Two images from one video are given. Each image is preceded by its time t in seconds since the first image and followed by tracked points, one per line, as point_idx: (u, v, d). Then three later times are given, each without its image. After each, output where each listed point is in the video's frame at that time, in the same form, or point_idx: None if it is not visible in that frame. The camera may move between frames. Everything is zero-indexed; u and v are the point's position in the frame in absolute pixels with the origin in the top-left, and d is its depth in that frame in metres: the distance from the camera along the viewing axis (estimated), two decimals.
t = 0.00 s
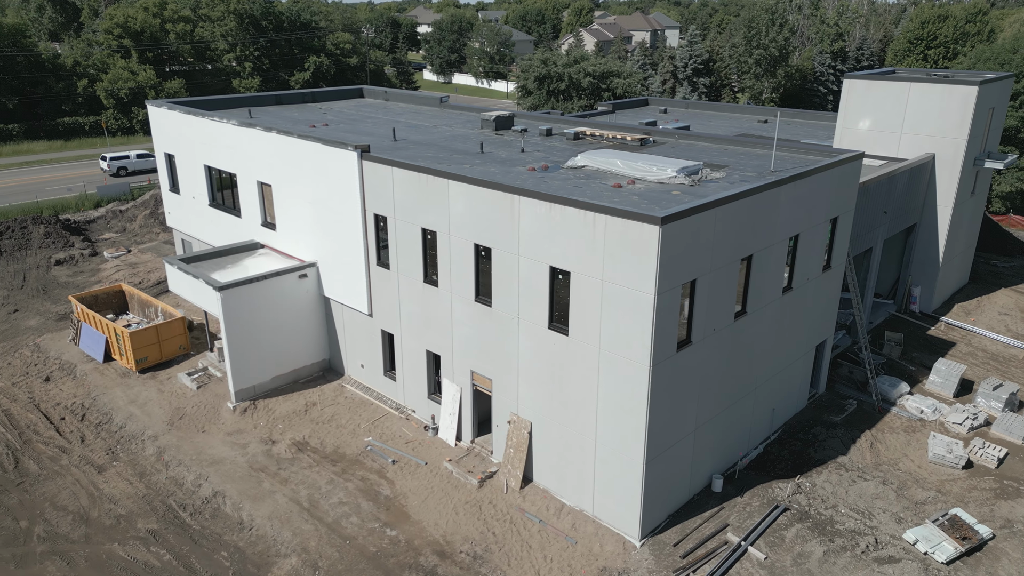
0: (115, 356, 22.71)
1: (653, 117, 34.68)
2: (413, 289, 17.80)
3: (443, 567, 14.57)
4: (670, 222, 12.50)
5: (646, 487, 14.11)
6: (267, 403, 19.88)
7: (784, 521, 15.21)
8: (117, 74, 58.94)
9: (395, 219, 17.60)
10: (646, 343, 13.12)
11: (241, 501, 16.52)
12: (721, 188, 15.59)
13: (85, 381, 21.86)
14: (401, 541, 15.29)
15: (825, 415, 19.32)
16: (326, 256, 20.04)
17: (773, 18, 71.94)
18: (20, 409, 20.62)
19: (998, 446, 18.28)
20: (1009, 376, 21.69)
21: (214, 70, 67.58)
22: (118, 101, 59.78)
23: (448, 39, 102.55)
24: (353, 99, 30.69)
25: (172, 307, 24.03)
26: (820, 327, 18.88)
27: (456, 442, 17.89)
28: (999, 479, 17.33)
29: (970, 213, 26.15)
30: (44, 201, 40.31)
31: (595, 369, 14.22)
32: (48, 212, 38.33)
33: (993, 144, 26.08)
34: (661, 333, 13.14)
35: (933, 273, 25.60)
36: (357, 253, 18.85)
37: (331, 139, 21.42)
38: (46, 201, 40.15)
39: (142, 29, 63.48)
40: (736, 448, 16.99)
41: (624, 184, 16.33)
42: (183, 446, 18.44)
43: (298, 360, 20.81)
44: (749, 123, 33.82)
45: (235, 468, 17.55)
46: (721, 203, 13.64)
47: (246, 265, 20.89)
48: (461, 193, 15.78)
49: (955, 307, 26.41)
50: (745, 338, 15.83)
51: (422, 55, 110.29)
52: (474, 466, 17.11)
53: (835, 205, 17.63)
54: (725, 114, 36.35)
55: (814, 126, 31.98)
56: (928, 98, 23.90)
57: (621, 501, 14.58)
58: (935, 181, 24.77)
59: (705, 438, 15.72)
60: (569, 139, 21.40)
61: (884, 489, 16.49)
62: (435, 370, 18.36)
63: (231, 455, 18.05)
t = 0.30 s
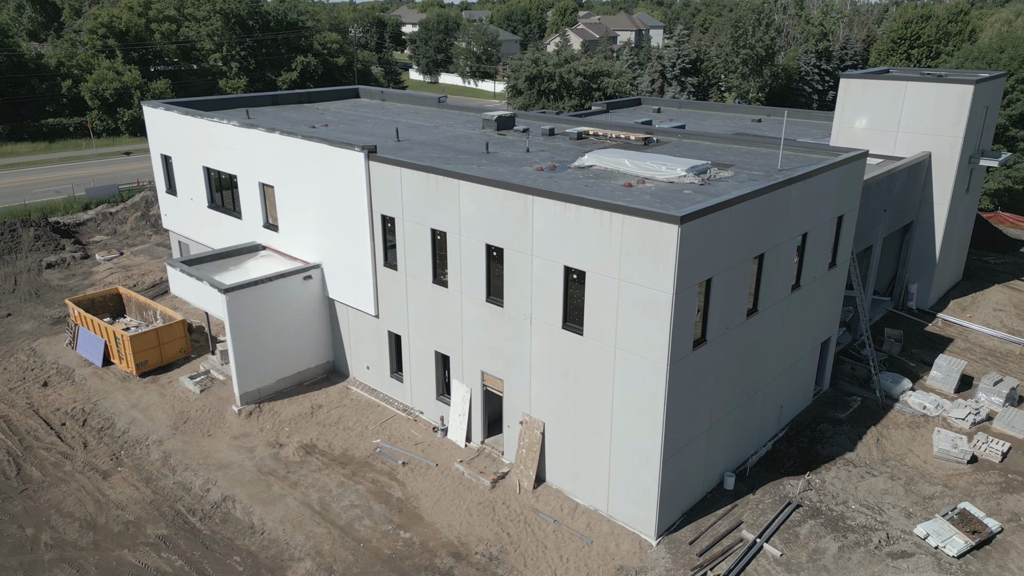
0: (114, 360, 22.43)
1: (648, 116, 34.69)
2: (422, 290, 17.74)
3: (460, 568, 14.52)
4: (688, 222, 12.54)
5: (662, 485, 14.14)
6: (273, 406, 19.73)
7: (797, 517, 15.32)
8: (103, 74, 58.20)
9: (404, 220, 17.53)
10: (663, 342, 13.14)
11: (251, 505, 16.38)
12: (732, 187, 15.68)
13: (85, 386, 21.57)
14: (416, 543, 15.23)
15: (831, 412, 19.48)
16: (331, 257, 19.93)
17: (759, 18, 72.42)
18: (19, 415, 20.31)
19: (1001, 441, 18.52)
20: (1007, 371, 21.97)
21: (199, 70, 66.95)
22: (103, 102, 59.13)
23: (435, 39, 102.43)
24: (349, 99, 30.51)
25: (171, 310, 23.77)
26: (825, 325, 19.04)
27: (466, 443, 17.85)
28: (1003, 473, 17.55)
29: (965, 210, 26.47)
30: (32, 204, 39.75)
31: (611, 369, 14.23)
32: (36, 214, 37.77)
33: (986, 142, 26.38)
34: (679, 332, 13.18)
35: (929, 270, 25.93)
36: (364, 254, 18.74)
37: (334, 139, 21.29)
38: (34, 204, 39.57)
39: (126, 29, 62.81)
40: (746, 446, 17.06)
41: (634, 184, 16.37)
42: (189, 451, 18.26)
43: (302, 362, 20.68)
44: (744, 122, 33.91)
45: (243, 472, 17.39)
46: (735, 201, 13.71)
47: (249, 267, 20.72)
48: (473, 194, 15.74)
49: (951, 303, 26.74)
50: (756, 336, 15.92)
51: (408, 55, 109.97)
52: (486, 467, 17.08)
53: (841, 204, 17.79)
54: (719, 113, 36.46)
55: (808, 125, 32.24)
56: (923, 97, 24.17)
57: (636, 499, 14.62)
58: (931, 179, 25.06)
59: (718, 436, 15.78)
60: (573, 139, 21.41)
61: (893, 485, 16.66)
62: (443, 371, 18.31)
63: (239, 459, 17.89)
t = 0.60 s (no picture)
0: (113, 364, 22.16)
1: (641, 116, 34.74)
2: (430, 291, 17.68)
3: (476, 570, 14.48)
4: (706, 221, 12.58)
5: (678, 484, 14.18)
6: (278, 409, 19.58)
7: (809, 514, 15.43)
8: (88, 74, 57.69)
9: (412, 220, 17.47)
10: (681, 342, 13.17)
11: (261, 509, 16.24)
12: (742, 187, 15.77)
13: (84, 391, 21.30)
14: (430, 545, 15.17)
15: (835, 409, 19.65)
16: (336, 259, 19.82)
17: (745, 18, 72.94)
18: (18, 421, 20.00)
19: (1003, 436, 18.74)
20: (1005, 367, 22.26)
21: (185, 71, 66.32)
22: (87, 103, 58.44)
23: (421, 39, 102.24)
24: (344, 100, 30.34)
25: (170, 313, 23.50)
26: (829, 322, 19.20)
27: (475, 444, 17.81)
28: (1006, 467, 17.76)
29: (959, 208, 26.82)
30: (19, 206, 39.19)
31: (626, 368, 14.23)
32: (24, 217, 37.23)
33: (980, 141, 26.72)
34: (696, 331, 13.22)
35: (925, 268, 26.31)
36: (370, 255, 18.66)
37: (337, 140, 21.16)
38: (21, 207, 39.00)
39: (111, 30, 62.14)
40: (755, 443, 17.15)
41: (643, 184, 16.40)
42: (195, 455, 18.08)
43: (306, 365, 20.55)
44: (737, 122, 34.03)
45: (252, 477, 17.25)
46: (749, 201, 13.78)
47: (251, 269, 20.55)
48: (484, 194, 15.70)
49: (946, 300, 27.07)
50: (766, 334, 16.01)
51: (394, 55, 109.61)
52: (497, 468, 17.06)
53: (846, 202, 17.95)
54: (712, 113, 36.60)
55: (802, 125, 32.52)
56: (919, 96, 24.42)
57: (651, 498, 14.65)
58: (927, 177, 25.35)
59: (730, 434, 15.86)
60: (576, 139, 21.46)
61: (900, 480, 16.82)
62: (451, 373, 18.27)
63: (246, 463, 17.74)
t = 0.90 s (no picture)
0: (113, 368, 21.91)
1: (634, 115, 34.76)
2: (439, 292, 17.65)
3: (492, 570, 14.44)
4: (723, 219, 12.66)
5: (694, 481, 14.25)
6: (284, 412, 19.46)
7: (821, 510, 15.56)
8: (71, 75, 57.26)
9: (420, 221, 17.42)
10: (697, 340, 13.24)
11: (272, 513, 16.11)
12: (752, 185, 15.88)
13: (84, 395, 21.03)
14: (444, 546, 15.11)
15: (839, 406, 19.84)
16: (341, 260, 19.73)
17: (731, 18, 73.46)
18: (18, 426, 19.70)
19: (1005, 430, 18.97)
20: (1002, 362, 22.55)
21: (171, 71, 65.69)
22: (72, 104, 57.71)
23: (406, 39, 102.02)
24: (340, 101, 30.17)
25: (169, 316, 23.26)
26: (833, 319, 19.37)
27: (485, 444, 17.80)
28: (1009, 461, 17.97)
29: (953, 205, 27.16)
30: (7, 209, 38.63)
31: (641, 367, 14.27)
32: (12, 220, 36.68)
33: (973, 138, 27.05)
34: (712, 329, 13.30)
35: (921, 264, 26.70)
36: (376, 256, 18.59)
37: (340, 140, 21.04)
38: (9, 209, 38.44)
39: (95, 30, 61.45)
40: (764, 440, 17.27)
41: (653, 183, 16.47)
42: (201, 459, 17.91)
43: (311, 367, 20.44)
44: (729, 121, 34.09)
45: (260, 480, 17.11)
46: (762, 199, 13.88)
47: (254, 271, 20.40)
48: (495, 194, 15.68)
49: (941, 297, 27.40)
50: (776, 331, 16.14)
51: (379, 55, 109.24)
52: (508, 468, 17.05)
53: (850, 200, 18.13)
54: (705, 113, 36.70)
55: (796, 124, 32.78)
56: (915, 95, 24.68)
57: (666, 496, 14.71)
58: (922, 175, 25.65)
59: (741, 431, 15.96)
60: (579, 139, 21.49)
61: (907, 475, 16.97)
62: (460, 373, 18.25)
63: (254, 466, 17.59)
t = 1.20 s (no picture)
0: (113, 372, 21.65)
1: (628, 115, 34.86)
2: (448, 292, 17.61)
3: (509, 571, 14.42)
4: (739, 218, 12.73)
5: (709, 478, 14.32)
6: (290, 414, 19.34)
7: (832, 506, 15.70)
8: (55, 75, 56.38)
9: (429, 222, 17.39)
10: (714, 338, 13.31)
11: (283, 516, 15.99)
12: (762, 184, 15.99)
13: (85, 400, 20.77)
14: (459, 547, 15.07)
15: (843, 402, 20.02)
16: (347, 261, 19.64)
17: (718, 18, 73.92)
18: (19, 432, 19.41)
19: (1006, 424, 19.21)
20: (999, 357, 22.85)
21: (156, 71, 65.08)
22: (56, 105, 56.89)
23: (392, 39, 101.75)
24: (336, 101, 30.04)
25: (168, 318, 23.03)
26: (837, 316, 19.55)
27: (495, 444, 17.81)
28: (1012, 454, 18.20)
29: (947, 202, 27.51)
30: None
31: (656, 366, 14.32)
32: None
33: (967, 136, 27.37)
34: (728, 327, 13.38)
35: (916, 261, 27.05)
36: (384, 257, 18.52)
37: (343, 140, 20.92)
38: None
39: (79, 30, 60.71)
40: (773, 437, 17.39)
41: (663, 181, 16.51)
42: (209, 463, 17.74)
43: (316, 369, 20.34)
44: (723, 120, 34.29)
45: (270, 484, 16.98)
46: (775, 197, 13.98)
47: (258, 272, 20.25)
48: (507, 194, 15.67)
49: (935, 293, 27.73)
50: (786, 328, 16.26)
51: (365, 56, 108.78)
52: (520, 468, 17.05)
53: (854, 198, 18.31)
54: (698, 113, 36.87)
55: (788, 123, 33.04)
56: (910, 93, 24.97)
57: (681, 494, 14.77)
58: (918, 173, 25.94)
59: (753, 428, 16.08)
60: (582, 138, 21.52)
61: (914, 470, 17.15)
62: (469, 373, 18.23)
63: (263, 469, 17.46)
